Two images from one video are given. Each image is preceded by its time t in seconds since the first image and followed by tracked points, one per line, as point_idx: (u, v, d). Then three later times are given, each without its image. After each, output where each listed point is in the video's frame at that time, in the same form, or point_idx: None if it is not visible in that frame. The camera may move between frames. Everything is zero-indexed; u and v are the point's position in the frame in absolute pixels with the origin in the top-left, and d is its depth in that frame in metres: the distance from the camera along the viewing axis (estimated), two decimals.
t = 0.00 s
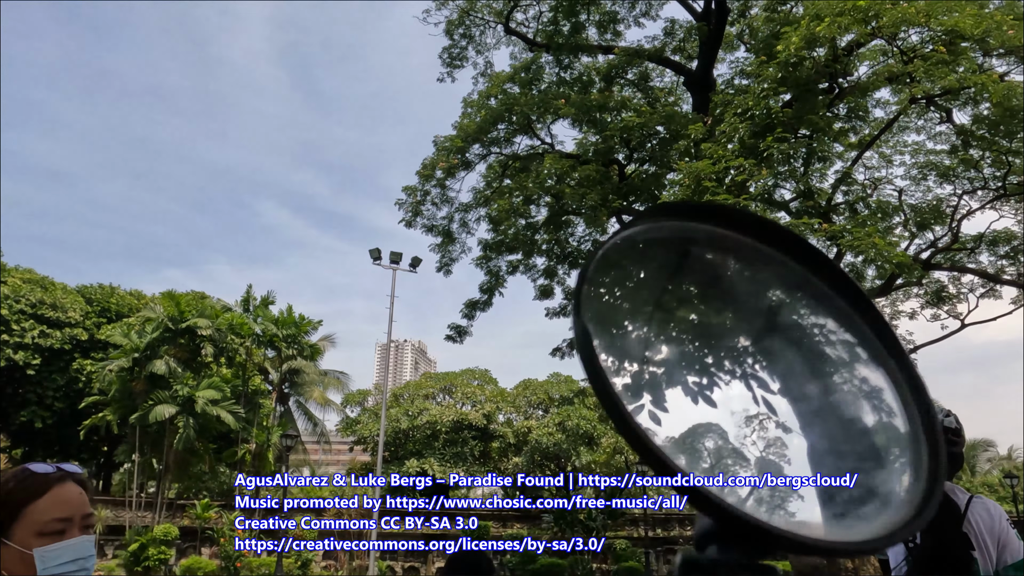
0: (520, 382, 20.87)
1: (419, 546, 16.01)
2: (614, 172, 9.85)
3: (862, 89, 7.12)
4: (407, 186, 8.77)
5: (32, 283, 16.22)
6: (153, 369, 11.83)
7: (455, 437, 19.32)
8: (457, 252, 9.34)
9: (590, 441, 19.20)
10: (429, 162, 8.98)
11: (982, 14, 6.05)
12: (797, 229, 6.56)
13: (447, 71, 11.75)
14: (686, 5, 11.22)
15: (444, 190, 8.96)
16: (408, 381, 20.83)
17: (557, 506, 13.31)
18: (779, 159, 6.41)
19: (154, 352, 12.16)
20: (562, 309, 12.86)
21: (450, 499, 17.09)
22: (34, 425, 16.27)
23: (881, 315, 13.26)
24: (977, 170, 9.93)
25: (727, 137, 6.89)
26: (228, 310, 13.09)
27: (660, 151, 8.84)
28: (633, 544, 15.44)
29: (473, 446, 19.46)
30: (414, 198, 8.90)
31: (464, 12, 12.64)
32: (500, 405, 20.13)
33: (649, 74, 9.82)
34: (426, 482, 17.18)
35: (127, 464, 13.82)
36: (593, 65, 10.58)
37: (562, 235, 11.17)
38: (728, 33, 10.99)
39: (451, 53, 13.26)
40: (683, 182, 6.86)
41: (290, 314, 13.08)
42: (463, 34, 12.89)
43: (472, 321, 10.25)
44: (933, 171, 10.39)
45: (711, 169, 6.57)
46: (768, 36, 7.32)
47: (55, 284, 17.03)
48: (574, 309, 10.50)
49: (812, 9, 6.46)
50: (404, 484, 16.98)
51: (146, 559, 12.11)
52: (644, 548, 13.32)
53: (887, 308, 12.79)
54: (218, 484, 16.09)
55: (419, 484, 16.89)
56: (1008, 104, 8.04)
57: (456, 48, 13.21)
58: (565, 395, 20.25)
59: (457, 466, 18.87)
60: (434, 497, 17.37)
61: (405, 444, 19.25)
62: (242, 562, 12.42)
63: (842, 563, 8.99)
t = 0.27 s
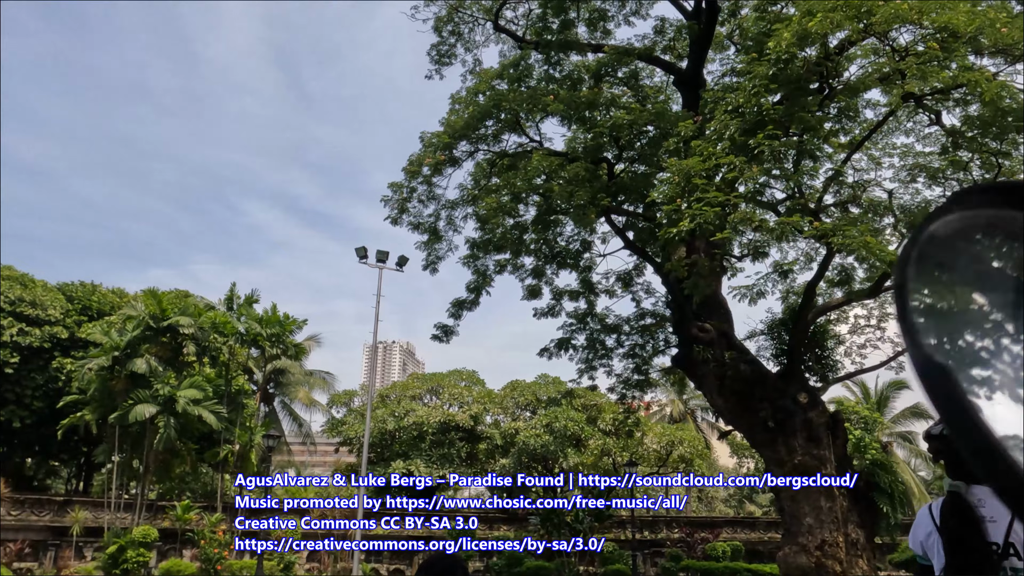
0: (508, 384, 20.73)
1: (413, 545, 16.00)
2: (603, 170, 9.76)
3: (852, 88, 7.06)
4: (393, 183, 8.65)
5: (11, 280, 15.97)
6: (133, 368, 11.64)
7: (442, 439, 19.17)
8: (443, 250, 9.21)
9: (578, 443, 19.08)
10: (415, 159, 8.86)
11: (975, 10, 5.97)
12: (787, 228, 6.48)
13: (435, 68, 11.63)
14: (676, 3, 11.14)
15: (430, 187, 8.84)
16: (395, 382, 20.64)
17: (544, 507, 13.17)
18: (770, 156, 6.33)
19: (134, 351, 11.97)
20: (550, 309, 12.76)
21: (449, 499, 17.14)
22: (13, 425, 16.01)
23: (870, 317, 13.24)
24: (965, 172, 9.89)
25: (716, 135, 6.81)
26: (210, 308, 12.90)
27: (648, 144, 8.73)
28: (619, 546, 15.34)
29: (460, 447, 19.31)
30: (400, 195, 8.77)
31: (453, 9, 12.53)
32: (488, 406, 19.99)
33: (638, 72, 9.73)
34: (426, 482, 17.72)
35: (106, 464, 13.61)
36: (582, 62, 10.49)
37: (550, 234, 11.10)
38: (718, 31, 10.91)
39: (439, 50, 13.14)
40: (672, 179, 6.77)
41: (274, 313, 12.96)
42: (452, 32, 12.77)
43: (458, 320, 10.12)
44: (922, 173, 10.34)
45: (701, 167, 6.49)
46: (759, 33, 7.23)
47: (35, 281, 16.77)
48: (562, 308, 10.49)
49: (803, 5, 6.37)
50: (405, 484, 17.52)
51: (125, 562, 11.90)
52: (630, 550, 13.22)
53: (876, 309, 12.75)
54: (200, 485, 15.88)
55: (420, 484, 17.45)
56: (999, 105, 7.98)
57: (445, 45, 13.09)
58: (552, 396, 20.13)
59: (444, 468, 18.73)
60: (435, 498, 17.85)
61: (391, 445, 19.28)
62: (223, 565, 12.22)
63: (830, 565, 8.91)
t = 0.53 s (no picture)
0: (483, 384, 20.61)
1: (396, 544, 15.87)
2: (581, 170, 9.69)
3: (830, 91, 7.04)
4: (368, 177, 8.47)
5: None
6: (98, 364, 11.37)
7: (416, 439, 19.03)
8: (419, 247, 9.07)
9: (553, 444, 19.01)
10: (391, 154, 8.72)
11: (954, 15, 5.99)
12: (764, 228, 6.45)
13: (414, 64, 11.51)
14: (657, 4, 11.10)
15: (406, 182, 8.70)
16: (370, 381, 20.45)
17: (517, 508, 13.07)
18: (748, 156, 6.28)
19: (100, 346, 11.70)
20: (527, 309, 12.68)
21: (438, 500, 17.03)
22: None
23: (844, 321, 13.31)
24: (940, 178, 9.95)
25: (694, 135, 6.76)
26: (180, 304, 12.64)
27: (626, 141, 8.65)
28: (592, 548, 15.28)
29: (434, 448, 19.16)
30: (375, 190, 8.61)
31: (433, 4, 12.40)
32: (463, 406, 19.86)
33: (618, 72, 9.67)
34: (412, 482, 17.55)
35: (70, 462, 13.28)
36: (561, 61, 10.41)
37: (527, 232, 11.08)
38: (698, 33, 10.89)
39: (418, 46, 13.00)
40: (650, 177, 6.71)
41: (246, 310, 12.76)
42: (431, 27, 12.64)
43: (433, 318, 9.99)
44: (897, 178, 10.42)
45: (679, 165, 6.44)
46: (738, 34, 7.21)
47: None
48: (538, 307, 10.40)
49: (784, 4, 6.33)
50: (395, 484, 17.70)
51: (87, 562, 11.62)
52: (604, 552, 13.16)
53: (850, 314, 12.82)
54: (167, 484, 15.57)
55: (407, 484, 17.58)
56: (973, 111, 8.03)
57: (424, 41, 12.97)
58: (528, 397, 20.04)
59: (418, 468, 18.57)
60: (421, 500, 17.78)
61: (365, 444, 19.12)
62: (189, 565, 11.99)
63: (802, 568, 8.91)
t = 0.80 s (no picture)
0: (437, 383, 20.43)
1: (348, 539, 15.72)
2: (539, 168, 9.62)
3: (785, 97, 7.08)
4: (320, 167, 8.26)
5: None
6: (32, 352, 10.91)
7: (366, 437, 18.78)
8: (371, 240, 8.87)
9: (505, 444, 18.92)
10: (345, 144, 8.53)
11: (908, 26, 6.08)
12: (717, 230, 6.45)
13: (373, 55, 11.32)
14: (620, 5, 11.10)
15: (360, 173, 8.52)
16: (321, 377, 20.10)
17: (466, 508, 12.94)
18: (704, 158, 6.27)
19: (35, 333, 11.23)
20: (482, 308, 12.57)
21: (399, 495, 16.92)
22: None
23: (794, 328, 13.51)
24: (889, 190, 10.14)
25: (651, 135, 6.74)
26: (123, 292, 12.22)
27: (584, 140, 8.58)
28: (540, 549, 15.24)
29: (384, 446, 18.91)
30: (328, 180, 8.39)
31: None
32: (415, 405, 19.66)
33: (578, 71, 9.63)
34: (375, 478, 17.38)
35: None
36: (522, 58, 10.33)
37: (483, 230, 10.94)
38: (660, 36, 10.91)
39: (379, 38, 12.80)
40: (606, 176, 6.67)
41: (192, 300, 12.41)
42: (393, 19, 12.46)
43: (384, 314, 9.82)
44: (849, 189, 10.59)
45: (636, 165, 6.42)
46: (698, 37, 7.22)
47: None
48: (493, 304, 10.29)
49: (744, 8, 6.33)
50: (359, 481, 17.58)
51: (13, 559, 11.14)
52: (551, 554, 13.12)
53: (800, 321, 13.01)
54: (104, 478, 15.05)
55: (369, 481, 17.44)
56: (923, 124, 8.17)
57: (385, 33, 12.77)
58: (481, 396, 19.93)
59: (367, 467, 18.32)
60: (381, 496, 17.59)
61: (313, 442, 18.78)
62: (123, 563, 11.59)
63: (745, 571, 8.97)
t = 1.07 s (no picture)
0: (405, 380, 20.26)
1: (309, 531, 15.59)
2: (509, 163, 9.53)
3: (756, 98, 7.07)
4: (285, 156, 8.08)
5: None
6: None
7: (332, 433, 18.55)
8: (337, 233, 8.69)
9: (472, 443, 18.81)
10: (311, 134, 8.35)
11: (878, 29, 6.11)
12: (684, 229, 6.42)
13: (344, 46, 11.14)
14: (594, 3, 11.05)
15: (326, 165, 8.34)
16: (286, 372, 19.79)
17: (430, 506, 12.81)
18: (674, 156, 6.23)
19: None
20: (450, 304, 12.45)
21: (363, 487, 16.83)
22: None
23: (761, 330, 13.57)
24: (856, 195, 10.22)
25: (622, 132, 6.68)
26: (80, 282, 11.88)
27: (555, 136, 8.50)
28: (505, 548, 15.15)
29: (350, 443, 18.70)
30: (293, 170, 8.19)
31: None
32: (382, 402, 19.47)
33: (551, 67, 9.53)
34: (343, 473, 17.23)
35: None
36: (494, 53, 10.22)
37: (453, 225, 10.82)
38: (633, 36, 10.88)
39: (350, 29, 12.61)
40: (576, 173, 6.61)
41: (152, 292, 12.12)
42: (365, 10, 12.28)
43: (350, 308, 9.65)
44: (817, 192, 10.66)
45: (605, 161, 6.37)
46: (669, 35, 7.17)
47: None
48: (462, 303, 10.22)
49: (717, 5, 6.30)
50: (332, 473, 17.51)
51: None
52: (515, 553, 13.05)
53: (767, 323, 13.07)
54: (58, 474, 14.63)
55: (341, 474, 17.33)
56: (890, 128, 8.25)
57: (356, 24, 12.58)
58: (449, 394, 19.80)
59: (332, 464, 18.09)
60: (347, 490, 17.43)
61: (277, 438, 18.50)
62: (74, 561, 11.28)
63: (708, 571, 8.97)
